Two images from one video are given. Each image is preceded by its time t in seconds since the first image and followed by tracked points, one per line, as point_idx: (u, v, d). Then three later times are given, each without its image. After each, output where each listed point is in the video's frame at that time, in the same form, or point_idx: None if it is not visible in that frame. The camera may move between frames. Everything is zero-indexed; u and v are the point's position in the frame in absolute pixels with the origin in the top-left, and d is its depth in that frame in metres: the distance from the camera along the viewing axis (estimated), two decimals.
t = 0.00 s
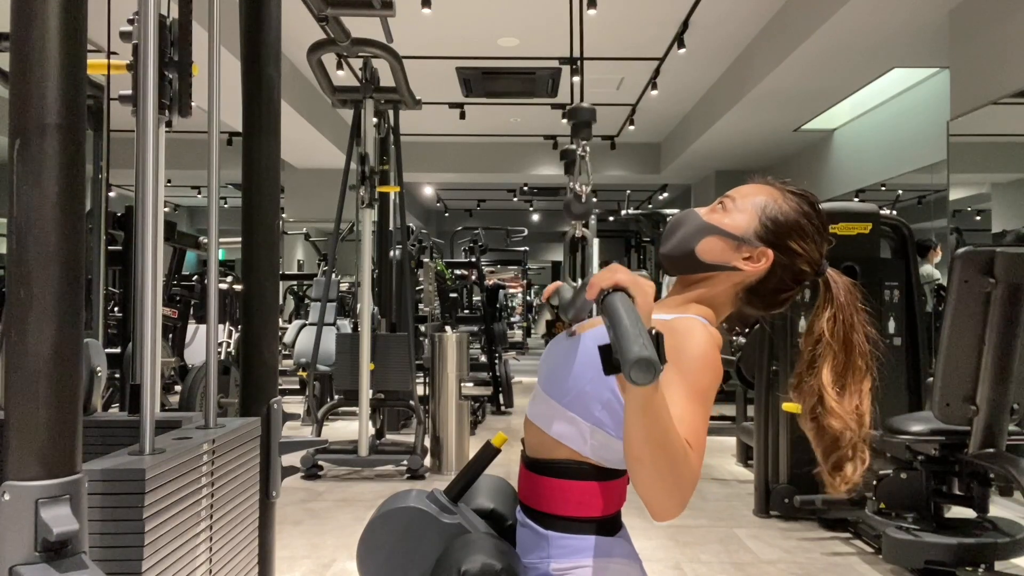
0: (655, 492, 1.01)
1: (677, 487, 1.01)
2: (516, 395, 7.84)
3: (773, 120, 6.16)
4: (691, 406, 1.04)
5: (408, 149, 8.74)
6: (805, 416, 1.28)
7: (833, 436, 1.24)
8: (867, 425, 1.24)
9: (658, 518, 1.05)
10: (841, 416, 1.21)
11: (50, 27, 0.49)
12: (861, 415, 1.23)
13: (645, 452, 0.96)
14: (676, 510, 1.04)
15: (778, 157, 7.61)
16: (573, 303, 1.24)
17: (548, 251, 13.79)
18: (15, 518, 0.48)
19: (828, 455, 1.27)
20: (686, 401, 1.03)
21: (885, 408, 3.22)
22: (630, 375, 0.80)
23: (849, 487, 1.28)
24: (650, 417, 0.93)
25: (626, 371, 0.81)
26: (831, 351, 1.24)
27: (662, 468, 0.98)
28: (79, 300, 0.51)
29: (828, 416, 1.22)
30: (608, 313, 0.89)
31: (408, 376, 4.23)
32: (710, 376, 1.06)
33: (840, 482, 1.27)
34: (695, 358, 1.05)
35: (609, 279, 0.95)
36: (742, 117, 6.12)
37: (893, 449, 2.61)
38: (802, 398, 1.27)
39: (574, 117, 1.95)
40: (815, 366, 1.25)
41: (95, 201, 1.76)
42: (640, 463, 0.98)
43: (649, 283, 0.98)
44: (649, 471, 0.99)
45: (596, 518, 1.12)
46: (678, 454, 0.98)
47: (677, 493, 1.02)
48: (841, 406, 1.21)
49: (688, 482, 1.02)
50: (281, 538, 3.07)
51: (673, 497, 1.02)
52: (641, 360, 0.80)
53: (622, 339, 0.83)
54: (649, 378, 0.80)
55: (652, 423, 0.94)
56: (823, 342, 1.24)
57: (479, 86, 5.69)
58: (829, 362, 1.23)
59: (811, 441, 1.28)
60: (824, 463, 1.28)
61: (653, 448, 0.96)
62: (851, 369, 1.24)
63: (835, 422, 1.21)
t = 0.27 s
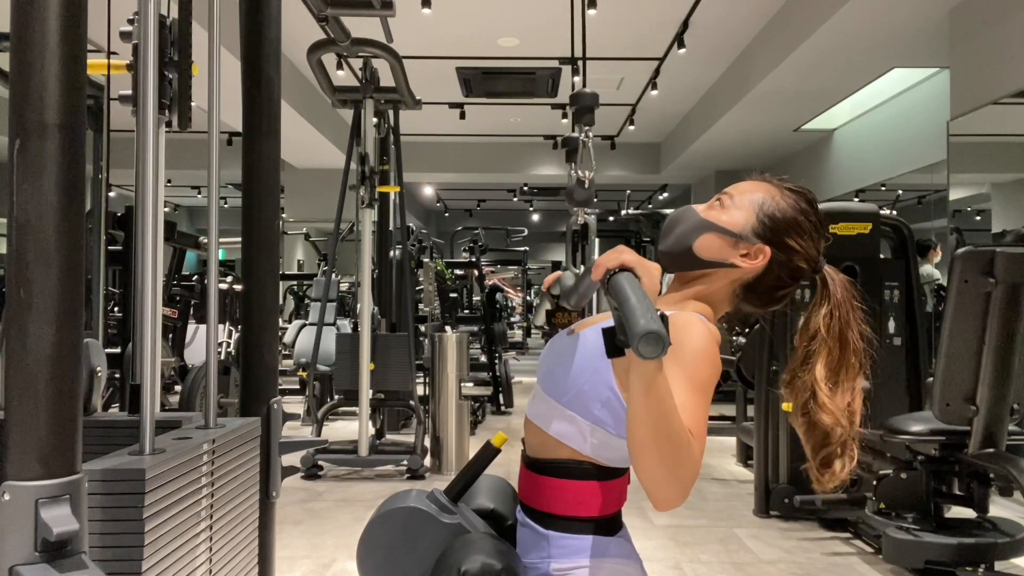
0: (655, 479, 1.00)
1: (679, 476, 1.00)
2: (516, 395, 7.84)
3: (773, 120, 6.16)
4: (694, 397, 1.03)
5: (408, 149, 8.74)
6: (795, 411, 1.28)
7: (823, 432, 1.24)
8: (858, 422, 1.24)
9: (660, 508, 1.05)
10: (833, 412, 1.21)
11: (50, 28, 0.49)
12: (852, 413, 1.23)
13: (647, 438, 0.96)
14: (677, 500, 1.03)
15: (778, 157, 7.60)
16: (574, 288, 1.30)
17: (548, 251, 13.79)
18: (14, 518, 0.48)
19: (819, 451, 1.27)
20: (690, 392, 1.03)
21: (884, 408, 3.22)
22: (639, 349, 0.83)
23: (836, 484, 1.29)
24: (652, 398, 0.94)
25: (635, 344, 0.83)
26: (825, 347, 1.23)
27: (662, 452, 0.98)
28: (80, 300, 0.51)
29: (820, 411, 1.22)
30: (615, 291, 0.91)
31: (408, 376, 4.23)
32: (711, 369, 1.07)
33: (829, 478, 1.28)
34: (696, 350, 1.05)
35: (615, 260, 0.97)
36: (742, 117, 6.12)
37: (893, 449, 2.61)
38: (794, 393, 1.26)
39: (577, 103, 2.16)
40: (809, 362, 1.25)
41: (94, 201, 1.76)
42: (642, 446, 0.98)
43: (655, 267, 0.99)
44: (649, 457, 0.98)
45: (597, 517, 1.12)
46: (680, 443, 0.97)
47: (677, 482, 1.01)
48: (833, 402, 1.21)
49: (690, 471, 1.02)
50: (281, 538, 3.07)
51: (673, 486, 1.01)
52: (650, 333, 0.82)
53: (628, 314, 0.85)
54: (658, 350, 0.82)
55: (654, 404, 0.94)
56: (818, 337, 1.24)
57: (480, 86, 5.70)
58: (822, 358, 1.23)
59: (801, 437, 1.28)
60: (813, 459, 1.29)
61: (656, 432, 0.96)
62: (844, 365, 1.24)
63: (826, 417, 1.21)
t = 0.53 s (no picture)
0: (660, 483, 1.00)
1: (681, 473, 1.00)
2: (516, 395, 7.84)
3: (773, 120, 6.16)
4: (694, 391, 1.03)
5: (408, 149, 8.74)
6: (799, 414, 1.28)
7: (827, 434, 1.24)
8: (861, 423, 1.24)
9: (660, 505, 1.04)
10: (836, 414, 1.22)
11: (50, 28, 0.49)
12: (855, 414, 1.23)
13: (649, 431, 0.96)
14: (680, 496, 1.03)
15: (779, 157, 7.60)
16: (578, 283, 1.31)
17: (548, 251, 13.79)
18: (14, 518, 0.48)
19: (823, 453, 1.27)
20: (691, 387, 1.03)
21: (885, 408, 3.22)
22: (643, 338, 0.83)
23: (841, 485, 1.29)
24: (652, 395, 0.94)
25: (638, 334, 0.83)
26: (827, 348, 1.24)
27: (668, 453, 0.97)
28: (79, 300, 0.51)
29: (823, 414, 1.22)
30: (619, 282, 0.91)
31: (408, 376, 4.23)
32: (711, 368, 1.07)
33: (833, 479, 1.28)
34: (697, 349, 1.05)
35: (620, 251, 0.98)
36: (742, 117, 6.12)
37: (892, 449, 2.61)
38: (797, 395, 1.26)
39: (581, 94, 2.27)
40: (811, 364, 1.25)
41: (94, 202, 1.76)
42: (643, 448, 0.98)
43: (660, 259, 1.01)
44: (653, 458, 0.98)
45: (597, 518, 1.12)
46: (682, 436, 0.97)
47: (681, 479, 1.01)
48: (836, 404, 1.21)
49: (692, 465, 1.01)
50: (281, 538, 3.07)
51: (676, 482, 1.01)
52: (655, 321, 0.82)
53: (633, 302, 0.86)
54: (663, 338, 0.83)
55: (656, 400, 0.95)
56: (820, 339, 1.24)
57: (480, 86, 5.70)
58: (825, 360, 1.23)
59: (805, 439, 1.28)
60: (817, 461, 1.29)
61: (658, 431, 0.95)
62: (847, 367, 1.24)
63: (830, 420, 1.21)
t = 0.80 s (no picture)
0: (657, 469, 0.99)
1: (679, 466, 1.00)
2: (516, 395, 7.84)
3: (773, 120, 6.16)
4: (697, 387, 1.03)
5: (408, 149, 8.74)
6: (801, 416, 1.28)
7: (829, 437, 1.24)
8: (864, 426, 1.24)
9: (658, 496, 1.04)
10: (839, 416, 1.21)
11: (50, 28, 0.49)
12: (858, 417, 1.23)
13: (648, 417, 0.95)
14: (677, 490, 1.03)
15: (778, 157, 7.60)
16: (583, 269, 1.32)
17: (548, 251, 13.79)
18: (14, 518, 0.48)
19: (825, 455, 1.27)
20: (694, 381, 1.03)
21: (885, 408, 3.22)
22: (646, 318, 0.84)
23: (844, 488, 1.29)
24: (657, 379, 0.95)
25: (642, 314, 0.85)
26: (829, 351, 1.24)
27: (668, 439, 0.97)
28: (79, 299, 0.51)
29: (826, 416, 1.22)
30: (623, 264, 0.93)
31: (408, 376, 4.23)
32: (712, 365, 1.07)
33: (835, 483, 1.28)
34: (697, 347, 1.05)
35: (624, 236, 0.99)
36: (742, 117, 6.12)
37: (892, 449, 2.61)
38: (799, 397, 1.26)
39: (585, 81, 2.25)
40: (814, 366, 1.25)
41: (94, 201, 1.76)
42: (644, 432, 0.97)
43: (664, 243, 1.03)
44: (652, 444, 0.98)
45: (597, 518, 1.12)
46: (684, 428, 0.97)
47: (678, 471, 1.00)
48: (839, 407, 1.21)
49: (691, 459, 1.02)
50: (281, 539, 3.07)
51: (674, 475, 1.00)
52: (658, 301, 0.84)
53: (636, 283, 0.87)
54: (667, 318, 0.84)
55: (660, 384, 0.95)
56: (822, 342, 1.24)
57: (480, 86, 5.70)
58: (827, 362, 1.23)
59: (807, 441, 1.28)
60: (820, 464, 1.28)
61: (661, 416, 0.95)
62: (849, 370, 1.24)
63: (833, 422, 1.21)
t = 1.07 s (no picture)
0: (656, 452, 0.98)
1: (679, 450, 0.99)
2: (516, 395, 7.84)
3: (773, 120, 6.16)
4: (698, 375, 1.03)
5: (408, 149, 8.74)
6: (799, 416, 1.27)
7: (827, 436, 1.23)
8: (863, 424, 1.23)
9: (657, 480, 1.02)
10: (837, 415, 1.21)
11: (50, 29, 0.49)
12: (857, 416, 1.23)
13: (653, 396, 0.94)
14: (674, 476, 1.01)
15: (778, 157, 7.61)
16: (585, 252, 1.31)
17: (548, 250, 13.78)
18: (14, 518, 0.48)
19: (823, 453, 1.27)
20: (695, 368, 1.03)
21: (885, 408, 3.22)
22: (651, 289, 0.88)
23: (843, 487, 1.28)
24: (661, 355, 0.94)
25: (646, 285, 0.89)
26: (827, 349, 1.23)
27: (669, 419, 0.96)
28: (79, 300, 0.51)
29: (824, 414, 1.22)
30: (625, 238, 0.96)
31: (408, 376, 4.23)
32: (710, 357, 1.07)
33: (834, 481, 1.27)
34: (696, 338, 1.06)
35: (627, 212, 1.00)
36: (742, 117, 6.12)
37: (892, 449, 2.61)
38: (798, 396, 1.26)
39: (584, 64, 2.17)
40: (812, 364, 1.25)
41: (94, 201, 1.76)
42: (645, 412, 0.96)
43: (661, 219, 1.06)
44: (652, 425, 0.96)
45: (597, 518, 1.12)
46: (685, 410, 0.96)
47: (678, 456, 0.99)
48: (837, 405, 1.21)
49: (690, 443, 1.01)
50: (281, 539, 3.07)
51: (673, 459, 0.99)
52: (663, 273, 0.88)
53: (641, 256, 0.90)
54: (670, 289, 0.88)
55: (664, 360, 0.94)
56: (820, 340, 1.24)
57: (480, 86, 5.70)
58: (825, 360, 1.23)
59: (806, 440, 1.27)
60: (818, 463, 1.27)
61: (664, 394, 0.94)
62: (847, 368, 1.24)
63: (831, 421, 1.21)
